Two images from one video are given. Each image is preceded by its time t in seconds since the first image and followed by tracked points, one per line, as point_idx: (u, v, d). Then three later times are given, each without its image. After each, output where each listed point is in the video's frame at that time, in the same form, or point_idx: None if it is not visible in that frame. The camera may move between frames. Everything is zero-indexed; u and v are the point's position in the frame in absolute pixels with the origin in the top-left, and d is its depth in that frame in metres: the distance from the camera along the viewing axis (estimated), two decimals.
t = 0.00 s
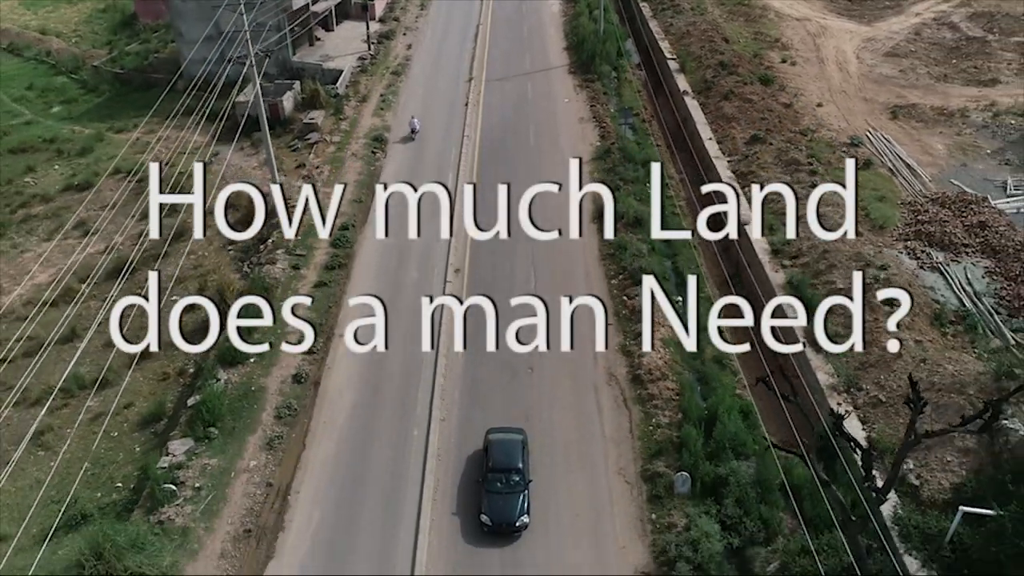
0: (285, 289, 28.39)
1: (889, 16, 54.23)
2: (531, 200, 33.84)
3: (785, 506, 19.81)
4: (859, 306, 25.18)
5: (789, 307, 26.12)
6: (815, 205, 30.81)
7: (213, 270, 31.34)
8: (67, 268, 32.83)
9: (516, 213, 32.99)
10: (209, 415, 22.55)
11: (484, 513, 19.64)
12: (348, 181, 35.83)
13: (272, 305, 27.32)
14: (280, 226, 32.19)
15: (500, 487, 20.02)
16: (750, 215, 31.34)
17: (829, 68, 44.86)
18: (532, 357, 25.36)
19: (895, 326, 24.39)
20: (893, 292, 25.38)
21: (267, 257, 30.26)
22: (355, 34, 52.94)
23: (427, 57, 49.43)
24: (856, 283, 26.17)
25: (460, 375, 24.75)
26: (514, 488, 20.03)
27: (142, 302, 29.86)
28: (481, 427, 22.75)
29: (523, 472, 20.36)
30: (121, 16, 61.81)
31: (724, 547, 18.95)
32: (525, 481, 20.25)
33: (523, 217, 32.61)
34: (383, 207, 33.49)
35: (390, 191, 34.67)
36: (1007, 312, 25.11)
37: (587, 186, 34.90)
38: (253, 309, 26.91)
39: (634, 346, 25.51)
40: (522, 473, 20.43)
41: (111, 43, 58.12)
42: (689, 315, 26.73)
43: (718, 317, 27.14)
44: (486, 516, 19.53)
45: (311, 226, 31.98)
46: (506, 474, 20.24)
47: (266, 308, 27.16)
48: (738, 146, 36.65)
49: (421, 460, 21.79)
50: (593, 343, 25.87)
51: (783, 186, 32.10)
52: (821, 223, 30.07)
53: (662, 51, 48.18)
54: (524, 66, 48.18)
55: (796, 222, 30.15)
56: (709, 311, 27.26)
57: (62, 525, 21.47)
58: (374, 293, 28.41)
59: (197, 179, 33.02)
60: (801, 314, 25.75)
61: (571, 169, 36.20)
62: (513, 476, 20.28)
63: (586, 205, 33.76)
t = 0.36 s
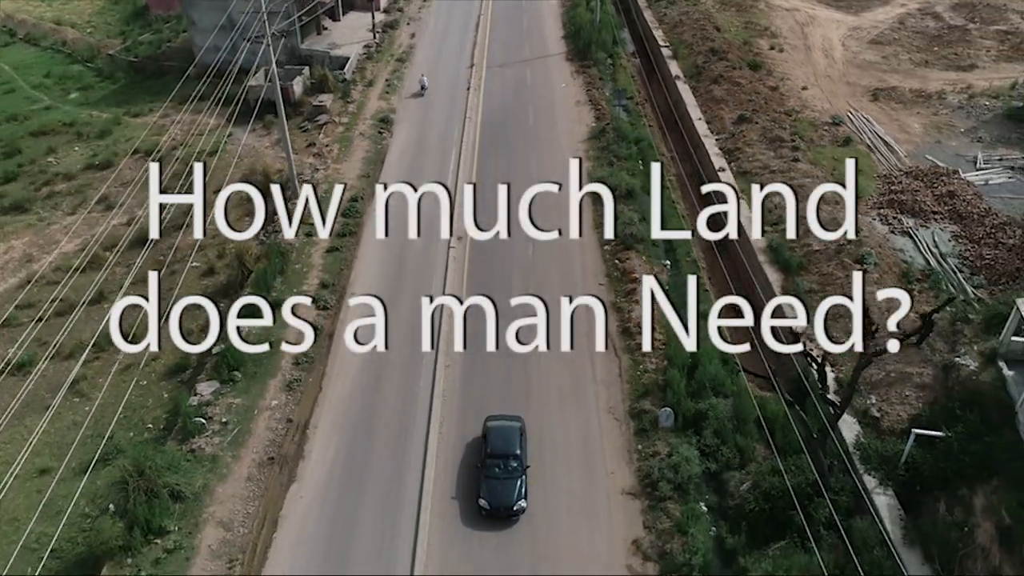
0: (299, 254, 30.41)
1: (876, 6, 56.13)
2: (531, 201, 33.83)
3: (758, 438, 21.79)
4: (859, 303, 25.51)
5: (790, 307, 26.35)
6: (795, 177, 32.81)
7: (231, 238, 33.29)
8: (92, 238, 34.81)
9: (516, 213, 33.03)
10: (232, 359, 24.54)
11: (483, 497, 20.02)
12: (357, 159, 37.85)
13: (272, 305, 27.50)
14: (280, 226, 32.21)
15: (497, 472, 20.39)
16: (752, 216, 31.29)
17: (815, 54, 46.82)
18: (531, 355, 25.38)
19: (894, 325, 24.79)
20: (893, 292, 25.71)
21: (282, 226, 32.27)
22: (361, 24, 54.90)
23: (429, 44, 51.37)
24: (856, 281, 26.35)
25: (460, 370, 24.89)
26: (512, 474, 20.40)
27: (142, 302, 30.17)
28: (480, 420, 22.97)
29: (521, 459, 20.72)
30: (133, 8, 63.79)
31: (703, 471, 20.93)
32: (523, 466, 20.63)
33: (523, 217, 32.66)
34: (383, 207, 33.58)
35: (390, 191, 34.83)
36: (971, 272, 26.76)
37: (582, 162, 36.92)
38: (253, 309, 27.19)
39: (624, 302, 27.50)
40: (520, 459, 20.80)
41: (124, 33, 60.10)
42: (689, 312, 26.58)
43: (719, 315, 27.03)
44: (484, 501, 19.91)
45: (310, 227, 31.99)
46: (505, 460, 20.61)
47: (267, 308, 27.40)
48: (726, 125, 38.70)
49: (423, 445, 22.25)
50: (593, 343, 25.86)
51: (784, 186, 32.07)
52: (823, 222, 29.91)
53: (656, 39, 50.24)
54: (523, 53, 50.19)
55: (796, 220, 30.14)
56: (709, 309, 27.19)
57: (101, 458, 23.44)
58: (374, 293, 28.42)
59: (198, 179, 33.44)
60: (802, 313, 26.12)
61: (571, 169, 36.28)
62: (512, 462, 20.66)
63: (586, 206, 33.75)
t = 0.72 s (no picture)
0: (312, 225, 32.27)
1: None
2: (531, 202, 33.73)
3: (739, 385, 23.62)
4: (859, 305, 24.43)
5: (788, 307, 25.63)
6: (781, 154, 34.58)
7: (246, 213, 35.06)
8: (113, 214, 36.61)
9: (516, 213, 32.98)
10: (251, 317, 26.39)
11: (481, 483, 20.44)
12: (363, 141, 39.65)
13: (272, 305, 27.44)
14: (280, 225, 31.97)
15: (496, 459, 20.76)
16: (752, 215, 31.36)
17: (803, 43, 48.56)
18: (531, 355, 25.31)
19: (896, 325, 23.68)
20: (893, 292, 24.34)
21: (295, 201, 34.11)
22: (365, 16, 56.60)
23: (432, 35, 53.12)
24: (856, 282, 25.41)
25: (460, 363, 25.12)
26: (511, 460, 20.78)
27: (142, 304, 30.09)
28: (479, 411, 23.17)
29: (519, 446, 21.07)
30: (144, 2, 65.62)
31: (686, 414, 22.74)
32: (521, 454, 20.96)
33: (524, 217, 32.63)
34: (383, 207, 33.51)
35: (390, 191, 34.77)
36: (941, 238, 28.66)
37: (578, 143, 38.74)
38: (252, 309, 27.10)
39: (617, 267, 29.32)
40: (518, 446, 21.15)
41: (136, 25, 61.90)
42: (689, 312, 26.47)
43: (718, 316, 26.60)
44: (483, 487, 20.34)
45: (311, 226, 31.90)
46: (503, 447, 20.99)
47: (267, 308, 27.32)
48: (716, 108, 40.52)
49: (426, 419, 23.07)
50: (593, 343, 25.84)
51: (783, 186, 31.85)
52: (823, 223, 29.93)
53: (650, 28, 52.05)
54: (523, 43, 51.96)
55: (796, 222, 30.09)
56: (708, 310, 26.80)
57: (131, 406, 25.21)
58: (374, 293, 28.37)
59: (196, 180, 33.36)
60: (800, 313, 25.24)
61: (571, 169, 36.26)
62: (510, 449, 21.00)
63: (586, 205, 33.64)
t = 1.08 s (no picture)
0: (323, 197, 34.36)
1: None
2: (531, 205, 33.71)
3: (719, 334, 25.71)
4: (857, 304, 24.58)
5: (789, 308, 25.73)
6: (765, 131, 36.60)
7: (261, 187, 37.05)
8: (135, 190, 38.71)
9: (517, 214, 33.08)
10: (269, 274, 28.46)
11: (479, 468, 20.89)
12: (370, 122, 41.69)
13: (272, 305, 27.49)
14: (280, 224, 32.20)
15: (494, 445, 21.25)
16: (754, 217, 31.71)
17: (791, 32, 50.60)
18: (531, 355, 25.39)
19: (895, 325, 23.43)
20: (893, 292, 24.09)
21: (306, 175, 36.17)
22: (370, 6, 58.65)
23: (435, 25, 55.20)
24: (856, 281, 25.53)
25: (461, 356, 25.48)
26: (508, 445, 21.25)
27: (144, 303, 30.26)
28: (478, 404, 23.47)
29: (517, 432, 21.56)
30: None
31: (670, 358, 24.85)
32: (519, 439, 21.46)
33: (524, 218, 32.75)
34: (383, 208, 33.65)
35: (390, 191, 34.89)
36: (911, 206, 30.30)
37: (575, 124, 40.81)
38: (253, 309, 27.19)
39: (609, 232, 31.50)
40: (516, 432, 21.64)
41: (149, 16, 64.02)
42: (689, 311, 26.60)
43: (719, 315, 26.61)
44: (482, 471, 20.77)
45: (311, 225, 32.00)
46: (501, 433, 21.46)
47: (267, 308, 27.38)
48: (705, 91, 42.63)
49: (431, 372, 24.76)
50: (594, 343, 25.93)
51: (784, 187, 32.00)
52: (823, 221, 29.89)
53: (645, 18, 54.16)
54: (522, 32, 54.00)
55: (795, 223, 30.55)
56: (708, 309, 26.85)
57: (159, 356, 27.18)
58: (374, 293, 28.40)
59: (197, 183, 35.39)
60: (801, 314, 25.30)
61: (571, 169, 36.36)
62: (508, 435, 21.48)
63: (586, 205, 33.74)
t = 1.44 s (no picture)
0: (334, 171, 36.46)
1: None
2: (531, 206, 33.79)
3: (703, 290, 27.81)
4: (857, 305, 24.77)
5: (787, 307, 25.60)
6: (751, 110, 38.65)
7: (274, 162, 39.01)
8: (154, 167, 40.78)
9: (516, 213, 33.32)
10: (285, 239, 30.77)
11: (478, 452, 21.42)
12: (376, 105, 43.76)
13: (293, 265, 29.69)
14: (280, 225, 32.41)
15: (492, 430, 21.78)
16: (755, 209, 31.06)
17: (780, 20, 52.64)
18: (529, 354, 25.65)
19: (895, 325, 23.59)
20: (894, 292, 24.37)
21: (317, 152, 38.26)
22: None
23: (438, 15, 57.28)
24: (856, 281, 25.65)
25: (459, 350, 25.94)
26: (506, 431, 21.77)
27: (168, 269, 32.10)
28: (476, 394, 23.84)
29: (514, 418, 22.06)
30: None
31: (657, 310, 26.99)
32: (517, 426, 21.98)
33: (524, 218, 32.91)
34: (384, 207, 33.94)
35: (390, 190, 35.16)
36: (884, 176, 32.27)
37: (572, 106, 42.87)
38: (253, 307, 27.11)
39: (601, 201, 33.82)
40: (514, 419, 22.15)
41: (160, 8, 66.14)
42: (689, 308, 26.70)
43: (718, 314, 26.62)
44: (479, 455, 21.31)
45: (311, 226, 32.20)
46: (500, 419, 21.96)
47: (266, 307, 27.26)
48: (695, 76, 44.70)
49: (437, 324, 27.09)
50: (593, 342, 26.15)
51: (784, 186, 31.44)
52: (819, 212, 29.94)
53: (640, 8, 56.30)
54: (522, 21, 56.06)
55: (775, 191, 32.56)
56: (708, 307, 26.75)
57: (185, 312, 29.19)
58: (374, 293, 28.59)
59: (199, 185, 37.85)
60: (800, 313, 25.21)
61: (571, 168, 36.59)
62: (506, 421, 22.00)
63: (586, 204, 33.98)
